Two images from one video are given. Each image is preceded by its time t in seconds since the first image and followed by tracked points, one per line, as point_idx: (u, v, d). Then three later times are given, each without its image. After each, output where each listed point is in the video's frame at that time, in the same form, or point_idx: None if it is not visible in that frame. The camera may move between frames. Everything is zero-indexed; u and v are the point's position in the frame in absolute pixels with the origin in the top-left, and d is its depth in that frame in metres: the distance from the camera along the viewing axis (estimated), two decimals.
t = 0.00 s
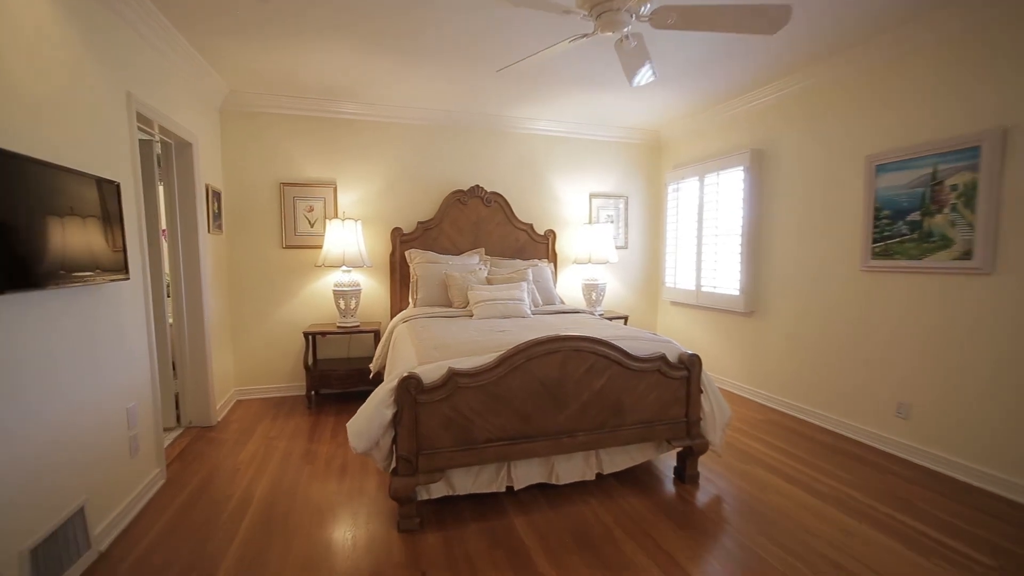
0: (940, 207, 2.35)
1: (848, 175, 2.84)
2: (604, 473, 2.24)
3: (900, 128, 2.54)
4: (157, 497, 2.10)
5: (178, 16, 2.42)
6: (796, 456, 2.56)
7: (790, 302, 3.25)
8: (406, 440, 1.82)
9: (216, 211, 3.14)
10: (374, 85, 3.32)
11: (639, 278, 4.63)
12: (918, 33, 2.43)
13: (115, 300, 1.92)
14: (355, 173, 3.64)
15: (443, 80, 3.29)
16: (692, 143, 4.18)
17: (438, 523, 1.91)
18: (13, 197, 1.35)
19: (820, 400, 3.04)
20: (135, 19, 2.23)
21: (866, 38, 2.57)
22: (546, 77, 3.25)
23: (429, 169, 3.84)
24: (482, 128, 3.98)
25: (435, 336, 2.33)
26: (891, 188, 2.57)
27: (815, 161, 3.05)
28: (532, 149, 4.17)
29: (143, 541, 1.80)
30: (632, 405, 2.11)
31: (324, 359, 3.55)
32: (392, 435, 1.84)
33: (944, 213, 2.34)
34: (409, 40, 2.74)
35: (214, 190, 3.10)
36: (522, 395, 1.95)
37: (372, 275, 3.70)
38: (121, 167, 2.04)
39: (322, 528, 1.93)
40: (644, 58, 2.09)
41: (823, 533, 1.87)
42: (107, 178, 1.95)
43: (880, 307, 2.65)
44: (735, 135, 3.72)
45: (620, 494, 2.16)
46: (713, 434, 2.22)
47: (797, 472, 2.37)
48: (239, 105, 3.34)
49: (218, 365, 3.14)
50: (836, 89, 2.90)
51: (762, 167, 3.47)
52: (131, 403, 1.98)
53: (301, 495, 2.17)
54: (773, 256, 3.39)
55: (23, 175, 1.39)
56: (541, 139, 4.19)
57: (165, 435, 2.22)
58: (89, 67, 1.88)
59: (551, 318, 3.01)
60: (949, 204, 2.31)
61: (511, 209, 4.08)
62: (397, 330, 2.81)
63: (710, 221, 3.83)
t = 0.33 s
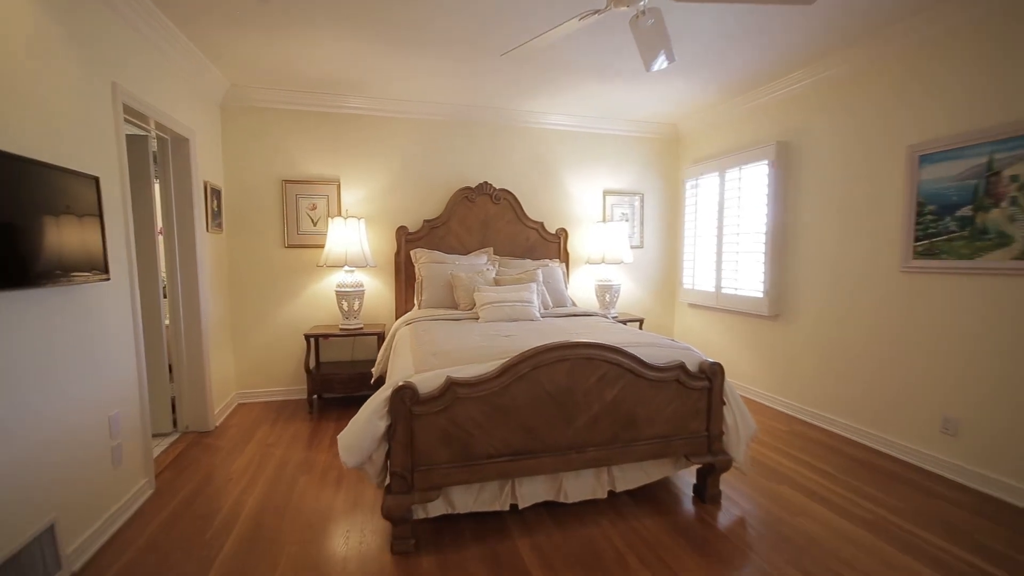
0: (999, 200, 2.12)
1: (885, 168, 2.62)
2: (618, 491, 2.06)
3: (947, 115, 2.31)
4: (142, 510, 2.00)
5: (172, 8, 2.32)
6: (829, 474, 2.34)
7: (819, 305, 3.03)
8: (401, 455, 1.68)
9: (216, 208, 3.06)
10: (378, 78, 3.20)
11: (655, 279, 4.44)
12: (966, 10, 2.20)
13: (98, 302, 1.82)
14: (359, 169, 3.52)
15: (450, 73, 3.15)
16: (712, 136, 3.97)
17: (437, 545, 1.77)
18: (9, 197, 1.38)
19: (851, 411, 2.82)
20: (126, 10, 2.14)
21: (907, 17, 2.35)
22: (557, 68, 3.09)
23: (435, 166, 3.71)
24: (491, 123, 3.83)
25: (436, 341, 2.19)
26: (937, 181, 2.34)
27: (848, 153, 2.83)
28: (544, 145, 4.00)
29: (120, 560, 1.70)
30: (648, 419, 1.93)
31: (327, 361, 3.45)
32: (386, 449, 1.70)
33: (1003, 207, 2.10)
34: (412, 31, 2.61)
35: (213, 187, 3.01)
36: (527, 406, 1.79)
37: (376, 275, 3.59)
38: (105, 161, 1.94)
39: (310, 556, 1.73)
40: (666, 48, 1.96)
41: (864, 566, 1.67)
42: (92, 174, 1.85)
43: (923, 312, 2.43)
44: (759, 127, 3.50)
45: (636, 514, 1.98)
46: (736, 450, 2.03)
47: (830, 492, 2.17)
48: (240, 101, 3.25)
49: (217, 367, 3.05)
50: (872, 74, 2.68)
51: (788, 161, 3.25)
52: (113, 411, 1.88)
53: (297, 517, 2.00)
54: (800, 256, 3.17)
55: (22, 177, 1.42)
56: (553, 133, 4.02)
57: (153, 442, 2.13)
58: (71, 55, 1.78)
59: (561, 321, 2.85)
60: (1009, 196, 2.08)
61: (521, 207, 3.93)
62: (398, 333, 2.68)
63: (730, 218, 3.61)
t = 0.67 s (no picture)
0: None
1: (925, 158, 2.41)
2: (632, 509, 1.90)
3: (999, 100, 2.11)
4: (129, 521, 1.90)
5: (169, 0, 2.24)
6: (864, 492, 2.15)
7: (850, 307, 2.82)
8: (396, 469, 1.55)
9: (216, 206, 2.98)
10: (383, 72, 3.09)
11: (672, 280, 4.25)
12: None
13: (82, 302, 1.73)
14: (364, 166, 3.42)
15: (457, 65, 3.03)
16: (732, 129, 3.77)
17: (435, 566, 1.63)
18: (13, 196, 1.39)
19: (886, 423, 2.62)
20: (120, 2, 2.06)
21: None
22: (570, 58, 2.94)
23: (442, 162, 3.59)
24: (501, 117, 3.70)
25: (437, 344, 2.05)
26: (988, 172, 2.13)
27: (883, 145, 2.62)
28: (556, 140, 3.85)
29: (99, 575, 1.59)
30: (666, 431, 1.77)
31: (331, 364, 3.35)
32: (380, 462, 1.57)
33: None
34: (417, 23, 2.50)
35: (213, 184, 2.92)
36: (533, 416, 1.65)
37: (382, 275, 3.48)
38: (95, 157, 1.85)
39: None
40: (684, 37, 1.84)
41: None
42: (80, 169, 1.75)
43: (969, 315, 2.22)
44: (783, 119, 3.30)
45: (652, 535, 1.82)
46: (763, 466, 1.86)
47: (867, 512, 1.97)
48: (242, 96, 3.17)
49: (217, 369, 2.97)
50: (911, 58, 2.47)
51: (816, 153, 3.04)
52: (96, 417, 1.78)
53: (292, 539, 1.82)
54: (828, 255, 2.97)
55: (26, 175, 1.43)
56: (565, 128, 3.87)
57: (142, 450, 2.03)
58: (60, 43, 1.69)
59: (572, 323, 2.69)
60: None
61: (532, 205, 3.78)
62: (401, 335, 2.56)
63: (753, 215, 3.41)
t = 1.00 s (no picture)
0: None
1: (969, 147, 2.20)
2: (645, 528, 1.75)
3: None
4: (115, 530, 1.82)
5: None
6: (902, 511, 1.96)
7: (882, 309, 2.62)
8: (387, 483, 1.42)
9: (215, 202, 2.90)
10: (386, 64, 2.98)
11: (687, 280, 4.07)
12: None
13: (63, 304, 1.65)
14: (368, 162, 3.32)
15: (462, 56, 2.90)
16: (753, 121, 3.58)
17: None
18: (15, 195, 1.41)
19: (922, 435, 2.41)
20: None
21: None
22: (581, 48, 2.80)
23: (449, 158, 3.47)
24: (509, 111, 3.56)
25: (436, 348, 1.93)
26: None
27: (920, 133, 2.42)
28: (567, 134, 3.71)
29: None
30: (682, 444, 1.62)
31: (333, 366, 3.25)
32: (370, 475, 1.45)
33: None
34: (420, 11, 2.38)
35: (211, 180, 2.84)
36: (537, 428, 1.51)
37: (385, 274, 3.37)
38: (78, 151, 1.77)
39: None
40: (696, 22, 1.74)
41: None
42: (61, 163, 1.67)
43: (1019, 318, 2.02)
44: (808, 108, 3.10)
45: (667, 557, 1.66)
46: (790, 483, 1.69)
47: (906, 536, 1.78)
48: (244, 91, 3.09)
49: (217, 371, 2.90)
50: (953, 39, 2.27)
51: (845, 145, 2.84)
52: (77, 423, 1.70)
53: (286, 548, 1.73)
54: (858, 253, 2.77)
55: (29, 174, 1.46)
56: (577, 122, 3.72)
57: (130, 456, 1.95)
58: (43, 31, 1.61)
59: (582, 325, 2.55)
60: None
61: (541, 201, 3.64)
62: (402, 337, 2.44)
63: (775, 211, 3.22)
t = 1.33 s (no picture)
0: None
1: None
2: (662, 556, 1.59)
3: None
4: (101, 544, 1.75)
5: None
6: (950, 541, 1.76)
7: (922, 314, 2.41)
8: (377, 507, 1.30)
9: (216, 202, 2.82)
10: (390, 58, 2.87)
11: (706, 282, 3.88)
12: None
13: (40, 307, 1.55)
14: (373, 160, 3.22)
15: (469, 49, 2.77)
16: (778, 113, 3.37)
17: None
18: None
19: (971, 453, 2.19)
20: None
21: None
22: (595, 38, 2.65)
23: (457, 155, 3.35)
24: (519, 106, 3.43)
25: (436, 356, 1.80)
26: None
27: (966, 122, 2.21)
28: (580, 129, 3.55)
29: None
30: (703, 466, 1.47)
31: (337, 370, 3.16)
32: (359, 497, 1.33)
33: None
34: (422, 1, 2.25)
35: (212, 179, 2.77)
36: (541, 447, 1.37)
37: (391, 275, 3.27)
38: (62, 149, 1.69)
39: None
40: None
41: None
42: (40, 159, 1.57)
43: None
44: (838, 99, 2.89)
45: None
46: (825, 510, 1.51)
47: (957, 572, 1.59)
48: (246, 87, 3.02)
49: (218, 374, 2.83)
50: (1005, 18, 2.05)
51: (881, 137, 2.62)
52: (57, 433, 1.62)
53: (269, 570, 1.62)
54: (894, 254, 2.56)
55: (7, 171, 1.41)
56: (591, 116, 3.56)
57: (117, 463, 1.87)
58: (24, 22, 1.53)
59: (594, 331, 2.40)
60: None
61: (553, 199, 3.50)
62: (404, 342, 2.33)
63: (801, 209, 3.02)
